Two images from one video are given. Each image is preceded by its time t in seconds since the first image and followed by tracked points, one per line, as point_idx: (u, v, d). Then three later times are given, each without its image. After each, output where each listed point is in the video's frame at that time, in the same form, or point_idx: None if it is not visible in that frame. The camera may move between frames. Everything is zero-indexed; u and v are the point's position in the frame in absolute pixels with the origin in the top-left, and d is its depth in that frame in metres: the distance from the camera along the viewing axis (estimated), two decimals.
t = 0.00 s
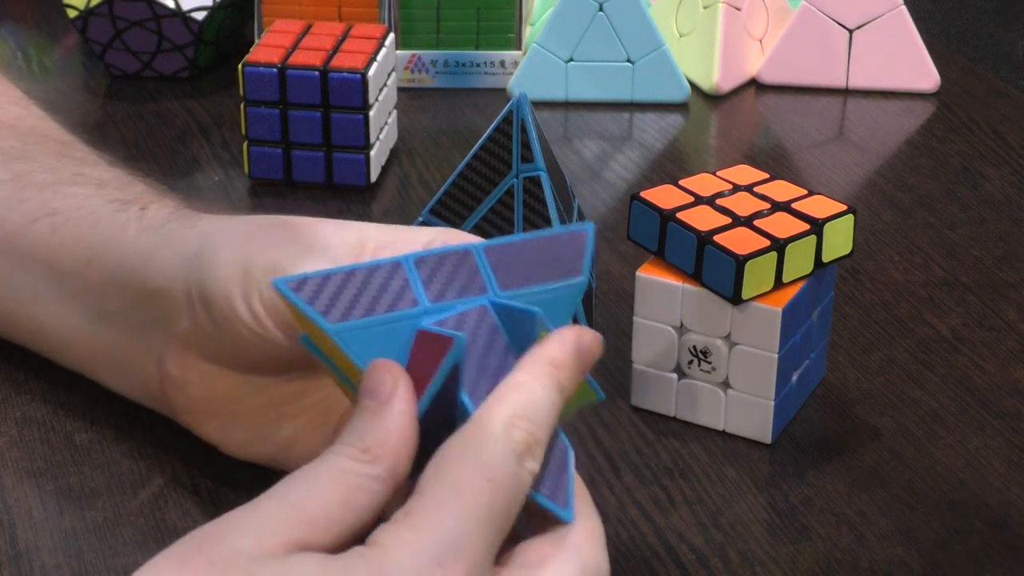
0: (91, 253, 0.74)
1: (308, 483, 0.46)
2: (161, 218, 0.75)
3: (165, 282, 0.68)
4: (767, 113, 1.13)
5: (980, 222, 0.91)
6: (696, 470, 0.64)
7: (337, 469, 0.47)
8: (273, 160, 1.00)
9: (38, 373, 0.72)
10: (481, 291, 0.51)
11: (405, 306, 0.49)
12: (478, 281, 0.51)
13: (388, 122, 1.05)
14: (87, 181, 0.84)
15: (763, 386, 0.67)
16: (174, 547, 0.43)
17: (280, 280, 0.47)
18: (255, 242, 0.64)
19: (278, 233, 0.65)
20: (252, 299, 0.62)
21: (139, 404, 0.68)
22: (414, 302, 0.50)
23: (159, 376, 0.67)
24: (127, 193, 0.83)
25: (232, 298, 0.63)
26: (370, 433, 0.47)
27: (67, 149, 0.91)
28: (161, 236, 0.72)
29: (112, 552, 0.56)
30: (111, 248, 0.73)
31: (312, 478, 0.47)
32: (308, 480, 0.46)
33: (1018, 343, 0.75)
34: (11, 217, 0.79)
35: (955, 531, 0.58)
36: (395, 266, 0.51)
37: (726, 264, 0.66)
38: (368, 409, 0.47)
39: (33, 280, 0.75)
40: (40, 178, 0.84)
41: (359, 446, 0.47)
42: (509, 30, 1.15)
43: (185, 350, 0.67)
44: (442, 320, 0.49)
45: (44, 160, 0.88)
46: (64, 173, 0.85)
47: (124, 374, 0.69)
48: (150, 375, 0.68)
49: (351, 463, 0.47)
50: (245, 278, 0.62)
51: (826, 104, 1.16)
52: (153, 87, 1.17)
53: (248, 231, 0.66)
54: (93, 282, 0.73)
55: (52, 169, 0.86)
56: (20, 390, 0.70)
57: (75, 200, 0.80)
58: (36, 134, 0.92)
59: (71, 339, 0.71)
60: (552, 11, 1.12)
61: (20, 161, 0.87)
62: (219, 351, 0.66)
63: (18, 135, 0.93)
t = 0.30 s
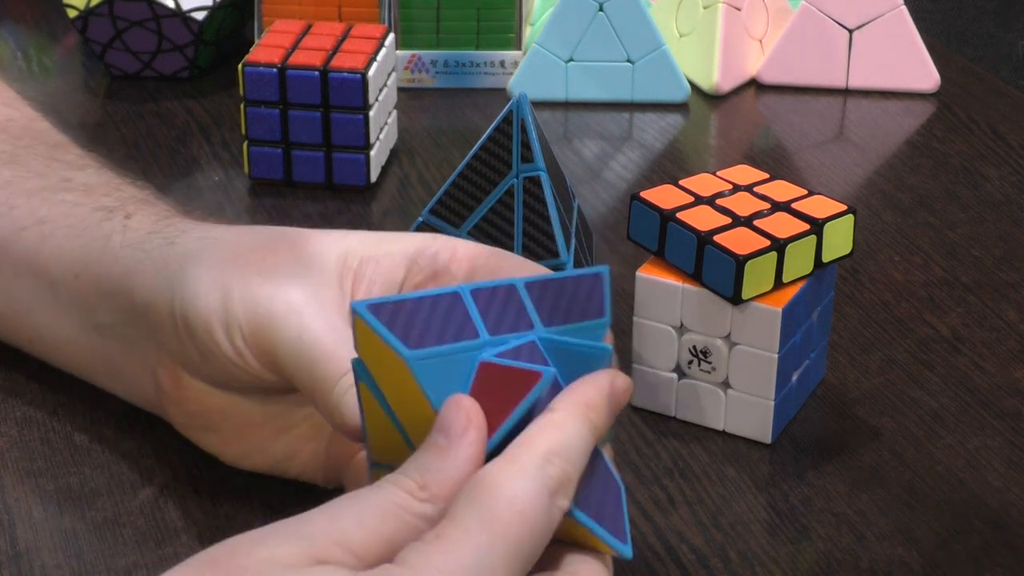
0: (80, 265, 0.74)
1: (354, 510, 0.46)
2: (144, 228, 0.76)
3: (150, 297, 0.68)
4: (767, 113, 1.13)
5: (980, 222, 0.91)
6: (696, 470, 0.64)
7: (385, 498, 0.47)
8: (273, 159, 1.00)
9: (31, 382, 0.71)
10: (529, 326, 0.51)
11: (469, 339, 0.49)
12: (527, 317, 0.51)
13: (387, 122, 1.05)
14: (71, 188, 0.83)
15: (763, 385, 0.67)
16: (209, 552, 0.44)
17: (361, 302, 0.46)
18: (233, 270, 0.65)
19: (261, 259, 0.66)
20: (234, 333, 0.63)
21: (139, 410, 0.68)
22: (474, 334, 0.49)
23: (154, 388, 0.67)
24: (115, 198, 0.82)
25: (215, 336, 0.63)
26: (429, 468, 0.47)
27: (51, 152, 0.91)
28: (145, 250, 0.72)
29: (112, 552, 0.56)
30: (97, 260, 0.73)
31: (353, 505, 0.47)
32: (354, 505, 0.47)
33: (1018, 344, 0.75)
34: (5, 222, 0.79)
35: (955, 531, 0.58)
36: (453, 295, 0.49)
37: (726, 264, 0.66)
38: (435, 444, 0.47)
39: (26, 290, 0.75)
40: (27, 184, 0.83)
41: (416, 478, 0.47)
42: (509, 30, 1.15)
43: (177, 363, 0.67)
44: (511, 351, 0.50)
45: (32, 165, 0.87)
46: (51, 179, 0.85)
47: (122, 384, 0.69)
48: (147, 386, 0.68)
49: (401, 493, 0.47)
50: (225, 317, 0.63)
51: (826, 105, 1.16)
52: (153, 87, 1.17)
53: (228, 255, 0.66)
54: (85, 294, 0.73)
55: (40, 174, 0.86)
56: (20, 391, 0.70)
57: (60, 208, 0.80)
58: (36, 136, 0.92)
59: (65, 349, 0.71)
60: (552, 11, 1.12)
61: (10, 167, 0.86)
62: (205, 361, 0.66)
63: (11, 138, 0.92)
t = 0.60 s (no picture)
0: (103, 254, 0.74)
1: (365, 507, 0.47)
2: (176, 219, 0.75)
3: (171, 285, 0.68)
4: (767, 113, 1.13)
5: (980, 222, 0.91)
6: (696, 471, 0.64)
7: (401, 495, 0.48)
8: (273, 159, 1.00)
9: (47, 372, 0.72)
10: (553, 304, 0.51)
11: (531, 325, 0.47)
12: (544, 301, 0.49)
13: (388, 121, 1.05)
14: (103, 182, 0.84)
15: (763, 385, 0.67)
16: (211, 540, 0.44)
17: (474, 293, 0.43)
18: (245, 239, 0.64)
19: (271, 231, 0.65)
20: (240, 292, 0.61)
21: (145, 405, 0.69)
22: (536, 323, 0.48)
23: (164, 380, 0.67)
24: (120, 198, 0.82)
25: (218, 290, 0.63)
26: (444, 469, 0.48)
27: (79, 151, 0.91)
28: (173, 238, 0.72)
29: (112, 552, 0.56)
30: (124, 249, 0.73)
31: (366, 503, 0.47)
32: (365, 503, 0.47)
33: (1018, 343, 0.75)
34: (10, 222, 0.79)
35: (955, 531, 0.58)
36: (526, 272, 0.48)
37: (726, 264, 0.66)
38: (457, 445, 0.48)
39: (37, 283, 0.76)
40: (56, 179, 0.84)
41: (433, 481, 0.48)
42: (509, 30, 1.15)
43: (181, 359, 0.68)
44: (548, 343, 0.48)
45: (61, 162, 0.87)
46: (80, 174, 0.86)
47: (130, 374, 0.69)
48: (150, 380, 0.69)
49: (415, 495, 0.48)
50: (231, 266, 0.63)
51: (826, 104, 1.16)
52: (153, 87, 1.17)
53: (240, 229, 0.66)
54: (102, 285, 0.73)
55: (66, 170, 0.86)
56: (20, 389, 0.70)
57: (93, 200, 0.80)
58: (35, 138, 0.92)
59: (79, 339, 0.72)
60: (552, 11, 1.12)
61: (36, 163, 0.87)
62: (219, 352, 0.66)
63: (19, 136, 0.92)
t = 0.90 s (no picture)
0: (103, 257, 0.75)
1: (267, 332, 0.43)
2: (175, 223, 0.75)
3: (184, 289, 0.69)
4: (767, 113, 1.13)
5: (981, 222, 0.91)
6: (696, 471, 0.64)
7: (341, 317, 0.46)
8: (273, 160, 1.00)
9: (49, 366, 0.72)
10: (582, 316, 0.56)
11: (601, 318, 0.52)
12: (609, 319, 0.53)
13: (388, 121, 1.05)
14: (97, 186, 0.84)
15: (763, 385, 0.68)
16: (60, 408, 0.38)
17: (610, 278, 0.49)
18: (269, 237, 0.62)
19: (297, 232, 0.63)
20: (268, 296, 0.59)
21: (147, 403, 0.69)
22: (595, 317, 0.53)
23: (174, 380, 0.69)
24: (119, 199, 0.82)
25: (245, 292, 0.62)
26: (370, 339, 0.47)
27: (78, 154, 0.91)
28: (177, 242, 0.72)
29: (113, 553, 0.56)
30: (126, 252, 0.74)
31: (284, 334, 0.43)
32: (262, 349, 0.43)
33: (1018, 343, 0.75)
34: (11, 223, 0.78)
35: (955, 531, 0.58)
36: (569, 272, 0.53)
37: (727, 264, 0.66)
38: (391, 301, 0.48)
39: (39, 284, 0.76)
40: (50, 182, 0.83)
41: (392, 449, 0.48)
42: (509, 30, 1.15)
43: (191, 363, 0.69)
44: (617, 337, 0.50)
45: (53, 165, 0.87)
46: (75, 177, 0.85)
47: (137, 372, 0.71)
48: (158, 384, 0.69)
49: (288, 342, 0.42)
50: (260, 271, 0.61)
51: (826, 104, 1.16)
52: (153, 87, 1.17)
53: (265, 229, 0.64)
54: (108, 291, 0.74)
55: (61, 173, 0.85)
56: (21, 389, 0.70)
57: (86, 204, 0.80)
58: (34, 140, 0.92)
59: (82, 334, 0.72)
60: (552, 10, 1.12)
61: (28, 166, 0.86)
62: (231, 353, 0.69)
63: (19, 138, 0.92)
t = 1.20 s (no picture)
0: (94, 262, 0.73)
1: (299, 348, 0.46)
2: (163, 227, 0.74)
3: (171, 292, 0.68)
4: (767, 113, 1.13)
5: (980, 222, 0.91)
6: (696, 471, 0.64)
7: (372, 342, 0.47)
8: (273, 160, 1.00)
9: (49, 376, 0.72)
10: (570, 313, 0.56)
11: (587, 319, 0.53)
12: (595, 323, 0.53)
13: (388, 121, 1.05)
14: (90, 188, 0.83)
15: (763, 385, 0.67)
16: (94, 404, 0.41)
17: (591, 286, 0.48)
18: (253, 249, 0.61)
19: (279, 240, 0.62)
20: (258, 309, 0.57)
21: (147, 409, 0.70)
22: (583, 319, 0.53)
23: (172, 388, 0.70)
24: (117, 201, 0.82)
25: (233, 304, 0.60)
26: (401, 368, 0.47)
27: (74, 155, 0.91)
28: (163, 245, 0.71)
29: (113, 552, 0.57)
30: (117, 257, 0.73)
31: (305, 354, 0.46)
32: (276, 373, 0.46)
33: (1018, 343, 0.75)
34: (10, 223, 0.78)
35: (956, 531, 0.58)
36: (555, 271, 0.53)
37: (727, 264, 0.66)
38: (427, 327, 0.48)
39: (35, 290, 0.75)
40: (43, 184, 0.83)
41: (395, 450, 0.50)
42: (509, 30, 1.15)
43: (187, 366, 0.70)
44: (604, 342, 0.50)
45: (47, 166, 0.87)
46: (68, 179, 0.85)
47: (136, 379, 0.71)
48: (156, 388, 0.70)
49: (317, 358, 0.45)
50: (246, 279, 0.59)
51: (826, 104, 1.16)
52: (153, 87, 1.17)
53: (249, 237, 0.62)
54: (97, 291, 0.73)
55: (54, 175, 0.85)
56: (20, 390, 0.70)
57: (78, 207, 0.79)
58: (29, 142, 0.92)
59: (81, 345, 0.72)
60: (552, 10, 1.12)
61: (22, 168, 0.86)
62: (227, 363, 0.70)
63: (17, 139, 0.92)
